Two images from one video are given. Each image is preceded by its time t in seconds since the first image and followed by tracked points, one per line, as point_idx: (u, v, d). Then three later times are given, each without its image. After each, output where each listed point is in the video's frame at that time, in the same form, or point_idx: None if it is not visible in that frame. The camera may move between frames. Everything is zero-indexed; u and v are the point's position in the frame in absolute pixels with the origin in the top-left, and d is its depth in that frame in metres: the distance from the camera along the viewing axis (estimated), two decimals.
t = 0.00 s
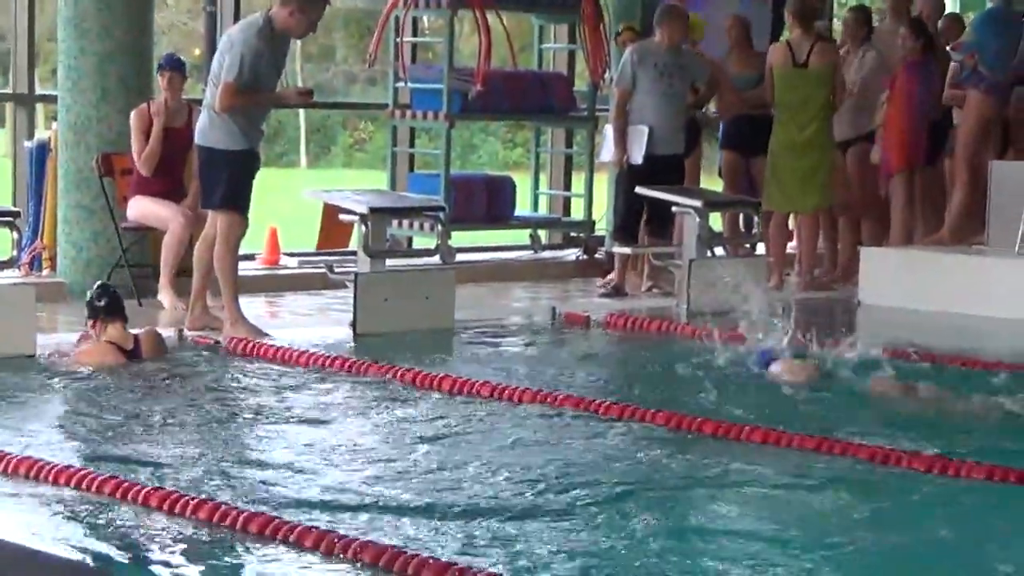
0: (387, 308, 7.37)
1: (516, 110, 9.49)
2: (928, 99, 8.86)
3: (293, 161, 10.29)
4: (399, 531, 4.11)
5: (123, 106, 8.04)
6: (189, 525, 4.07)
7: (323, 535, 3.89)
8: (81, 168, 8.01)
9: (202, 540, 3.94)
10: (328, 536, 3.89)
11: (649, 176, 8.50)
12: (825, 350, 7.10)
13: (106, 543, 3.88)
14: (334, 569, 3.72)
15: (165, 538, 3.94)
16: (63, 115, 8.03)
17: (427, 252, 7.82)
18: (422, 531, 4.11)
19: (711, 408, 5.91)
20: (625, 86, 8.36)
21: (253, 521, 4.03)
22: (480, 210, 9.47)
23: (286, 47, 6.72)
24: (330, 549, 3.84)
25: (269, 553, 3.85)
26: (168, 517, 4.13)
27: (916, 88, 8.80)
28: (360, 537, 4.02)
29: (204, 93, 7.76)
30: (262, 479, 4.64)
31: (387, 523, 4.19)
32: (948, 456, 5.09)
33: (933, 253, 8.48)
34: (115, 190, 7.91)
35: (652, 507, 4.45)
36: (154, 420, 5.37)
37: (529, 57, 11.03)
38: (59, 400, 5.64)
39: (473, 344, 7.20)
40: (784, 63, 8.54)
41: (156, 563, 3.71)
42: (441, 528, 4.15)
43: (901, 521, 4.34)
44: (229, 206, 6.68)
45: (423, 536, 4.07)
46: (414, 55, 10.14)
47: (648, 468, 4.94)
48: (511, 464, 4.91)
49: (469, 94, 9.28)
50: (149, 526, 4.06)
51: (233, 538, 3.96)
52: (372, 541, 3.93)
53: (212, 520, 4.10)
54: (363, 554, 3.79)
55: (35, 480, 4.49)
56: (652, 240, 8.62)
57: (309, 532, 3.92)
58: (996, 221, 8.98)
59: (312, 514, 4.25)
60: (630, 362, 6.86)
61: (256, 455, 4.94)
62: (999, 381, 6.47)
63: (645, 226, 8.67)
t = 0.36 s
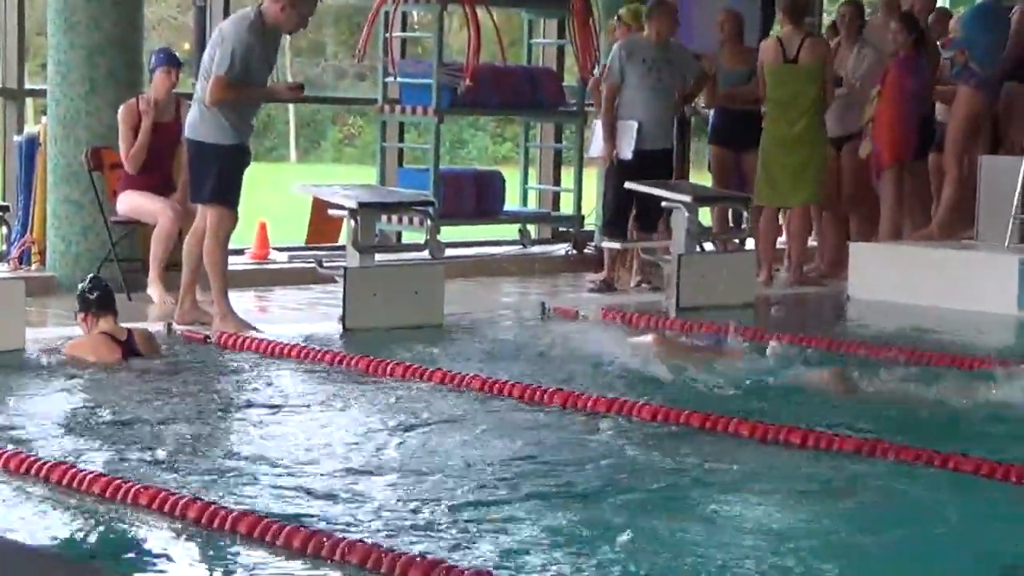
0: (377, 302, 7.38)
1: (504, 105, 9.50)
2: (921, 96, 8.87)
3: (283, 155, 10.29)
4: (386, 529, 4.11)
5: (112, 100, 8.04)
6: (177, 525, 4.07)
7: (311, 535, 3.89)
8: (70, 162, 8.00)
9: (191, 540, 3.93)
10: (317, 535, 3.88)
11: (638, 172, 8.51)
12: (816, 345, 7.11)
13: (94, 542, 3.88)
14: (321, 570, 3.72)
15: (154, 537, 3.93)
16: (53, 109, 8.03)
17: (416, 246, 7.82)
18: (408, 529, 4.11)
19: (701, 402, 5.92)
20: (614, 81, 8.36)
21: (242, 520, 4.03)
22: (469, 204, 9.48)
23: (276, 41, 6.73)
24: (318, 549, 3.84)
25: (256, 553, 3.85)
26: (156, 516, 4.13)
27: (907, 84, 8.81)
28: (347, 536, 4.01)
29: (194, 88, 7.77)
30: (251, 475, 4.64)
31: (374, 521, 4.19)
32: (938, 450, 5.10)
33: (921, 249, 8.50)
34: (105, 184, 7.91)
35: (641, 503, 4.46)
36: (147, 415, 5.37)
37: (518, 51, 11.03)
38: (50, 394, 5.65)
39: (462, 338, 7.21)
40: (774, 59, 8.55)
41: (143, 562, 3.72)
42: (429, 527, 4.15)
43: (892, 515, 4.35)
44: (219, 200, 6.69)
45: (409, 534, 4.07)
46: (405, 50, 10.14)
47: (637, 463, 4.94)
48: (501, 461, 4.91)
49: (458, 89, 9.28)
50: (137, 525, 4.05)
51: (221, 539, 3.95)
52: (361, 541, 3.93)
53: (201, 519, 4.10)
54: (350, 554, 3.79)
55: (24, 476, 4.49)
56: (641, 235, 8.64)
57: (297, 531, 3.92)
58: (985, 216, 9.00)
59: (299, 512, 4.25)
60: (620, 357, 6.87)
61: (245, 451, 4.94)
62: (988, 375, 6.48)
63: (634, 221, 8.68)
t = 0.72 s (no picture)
0: (380, 296, 7.38)
1: (508, 99, 9.51)
2: (928, 90, 8.87)
3: (286, 149, 10.31)
4: (390, 520, 4.12)
5: (118, 94, 8.05)
6: (182, 517, 4.07)
7: (316, 526, 3.90)
8: (75, 156, 8.02)
9: (196, 532, 3.94)
10: (322, 526, 3.89)
11: (641, 167, 8.52)
12: (821, 341, 7.12)
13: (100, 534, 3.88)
14: (325, 562, 3.73)
15: (160, 530, 3.94)
16: (57, 104, 8.04)
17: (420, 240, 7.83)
18: (413, 521, 4.12)
19: (705, 396, 5.93)
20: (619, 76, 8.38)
21: (246, 512, 4.03)
22: (473, 199, 9.49)
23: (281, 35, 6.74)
24: (323, 540, 3.85)
25: (259, 544, 3.85)
26: (162, 509, 4.14)
27: (914, 79, 8.81)
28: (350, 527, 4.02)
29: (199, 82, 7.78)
30: (257, 468, 4.65)
31: (378, 513, 4.20)
32: (943, 447, 5.10)
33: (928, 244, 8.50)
34: (110, 178, 7.92)
35: (646, 496, 4.46)
36: (153, 409, 5.38)
37: (522, 46, 11.04)
38: (56, 388, 5.66)
39: (466, 333, 7.22)
40: (780, 54, 8.55)
41: (148, 553, 3.72)
42: (432, 518, 4.16)
43: (898, 512, 4.35)
44: (224, 195, 6.70)
45: (414, 525, 4.08)
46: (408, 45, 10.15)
47: (642, 457, 4.95)
48: (505, 453, 4.92)
49: (462, 84, 9.29)
50: (143, 517, 4.06)
51: (226, 531, 3.96)
52: (365, 532, 3.93)
53: (206, 511, 4.10)
54: (353, 544, 3.79)
55: (30, 470, 4.50)
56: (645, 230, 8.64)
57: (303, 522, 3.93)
58: (991, 212, 9.02)
59: (303, 504, 4.26)
60: (625, 351, 6.87)
61: (250, 444, 4.94)
62: (992, 371, 6.48)
63: (638, 216, 8.68)
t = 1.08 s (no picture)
0: (405, 298, 7.40)
1: (533, 101, 9.52)
2: (955, 92, 8.88)
3: (312, 149, 10.32)
4: (417, 518, 4.14)
5: (145, 95, 8.07)
6: (210, 513, 4.09)
7: (344, 523, 3.91)
8: (103, 157, 8.04)
9: (225, 527, 3.96)
10: (350, 523, 3.90)
11: (666, 168, 8.53)
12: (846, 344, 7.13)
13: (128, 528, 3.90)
14: (354, 558, 3.74)
15: (189, 525, 3.96)
16: (85, 104, 8.07)
17: (445, 242, 7.84)
18: (439, 519, 4.13)
19: (730, 399, 5.93)
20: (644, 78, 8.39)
21: (274, 508, 4.05)
22: (498, 201, 9.51)
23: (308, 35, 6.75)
24: (352, 537, 3.86)
25: (287, 540, 3.87)
26: (189, 504, 4.15)
27: (941, 80, 8.81)
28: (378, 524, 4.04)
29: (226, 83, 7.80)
30: (281, 465, 4.66)
31: (404, 510, 4.21)
32: (967, 449, 5.10)
33: (956, 247, 8.46)
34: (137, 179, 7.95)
35: (669, 497, 4.46)
36: (178, 407, 5.39)
37: (547, 47, 11.05)
38: (80, 386, 5.68)
39: (492, 334, 7.23)
40: (805, 55, 8.54)
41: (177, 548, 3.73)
42: (458, 516, 4.17)
43: (922, 513, 4.35)
44: (249, 196, 6.71)
45: (440, 523, 4.09)
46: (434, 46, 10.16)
47: (668, 459, 4.96)
48: (528, 454, 4.93)
49: (488, 86, 9.30)
50: (172, 512, 4.08)
51: (254, 526, 3.98)
52: (392, 529, 3.95)
53: (234, 507, 4.12)
54: (384, 542, 3.80)
55: (57, 465, 4.52)
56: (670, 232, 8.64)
57: (331, 519, 3.95)
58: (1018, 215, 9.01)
59: (330, 502, 4.27)
60: (650, 353, 6.88)
61: (274, 443, 4.96)
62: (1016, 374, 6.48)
63: (663, 217, 8.69)
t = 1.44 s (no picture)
0: (436, 307, 7.40)
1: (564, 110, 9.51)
2: (988, 100, 8.83)
3: (343, 158, 10.33)
4: (452, 531, 4.13)
5: (177, 104, 8.08)
6: (246, 525, 4.09)
7: (378, 537, 3.90)
8: (134, 166, 8.05)
9: (260, 540, 3.95)
10: (384, 538, 3.90)
11: (696, 178, 8.53)
12: (877, 354, 7.11)
13: (163, 540, 3.89)
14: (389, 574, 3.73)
15: (224, 538, 3.95)
16: (116, 113, 8.08)
17: (476, 250, 7.83)
18: (474, 532, 4.12)
19: (762, 409, 5.92)
20: (675, 87, 8.40)
21: (310, 521, 4.05)
22: (529, 210, 9.51)
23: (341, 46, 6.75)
24: (385, 551, 3.85)
25: (323, 555, 3.86)
26: (225, 517, 4.15)
27: (973, 89, 8.77)
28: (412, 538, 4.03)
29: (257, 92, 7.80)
30: (318, 476, 4.66)
31: (438, 523, 4.20)
32: (998, 462, 5.08)
33: (985, 257, 8.39)
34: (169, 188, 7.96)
35: (702, 509, 4.45)
36: (214, 417, 5.39)
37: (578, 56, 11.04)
38: (116, 395, 5.68)
39: (522, 344, 7.22)
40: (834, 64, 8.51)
41: (211, 562, 3.73)
42: (492, 529, 4.16)
43: (953, 527, 4.33)
44: (280, 206, 6.73)
45: (475, 537, 4.08)
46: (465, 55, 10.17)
47: (698, 471, 4.94)
48: (561, 465, 4.92)
49: (519, 95, 9.30)
50: (208, 524, 4.08)
51: (289, 539, 3.97)
52: (427, 543, 3.94)
53: (270, 518, 4.12)
54: (415, 556, 3.79)
55: (94, 475, 4.52)
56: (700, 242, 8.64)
57: (367, 532, 3.94)
58: None
59: (366, 514, 4.26)
60: (681, 363, 6.87)
61: (309, 453, 4.96)
62: None
63: (694, 226, 8.68)
